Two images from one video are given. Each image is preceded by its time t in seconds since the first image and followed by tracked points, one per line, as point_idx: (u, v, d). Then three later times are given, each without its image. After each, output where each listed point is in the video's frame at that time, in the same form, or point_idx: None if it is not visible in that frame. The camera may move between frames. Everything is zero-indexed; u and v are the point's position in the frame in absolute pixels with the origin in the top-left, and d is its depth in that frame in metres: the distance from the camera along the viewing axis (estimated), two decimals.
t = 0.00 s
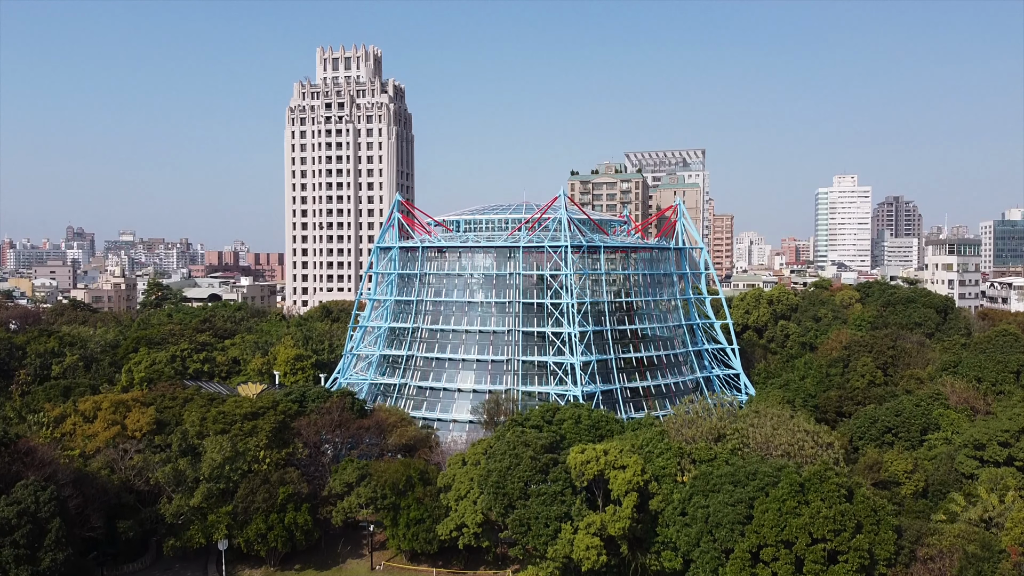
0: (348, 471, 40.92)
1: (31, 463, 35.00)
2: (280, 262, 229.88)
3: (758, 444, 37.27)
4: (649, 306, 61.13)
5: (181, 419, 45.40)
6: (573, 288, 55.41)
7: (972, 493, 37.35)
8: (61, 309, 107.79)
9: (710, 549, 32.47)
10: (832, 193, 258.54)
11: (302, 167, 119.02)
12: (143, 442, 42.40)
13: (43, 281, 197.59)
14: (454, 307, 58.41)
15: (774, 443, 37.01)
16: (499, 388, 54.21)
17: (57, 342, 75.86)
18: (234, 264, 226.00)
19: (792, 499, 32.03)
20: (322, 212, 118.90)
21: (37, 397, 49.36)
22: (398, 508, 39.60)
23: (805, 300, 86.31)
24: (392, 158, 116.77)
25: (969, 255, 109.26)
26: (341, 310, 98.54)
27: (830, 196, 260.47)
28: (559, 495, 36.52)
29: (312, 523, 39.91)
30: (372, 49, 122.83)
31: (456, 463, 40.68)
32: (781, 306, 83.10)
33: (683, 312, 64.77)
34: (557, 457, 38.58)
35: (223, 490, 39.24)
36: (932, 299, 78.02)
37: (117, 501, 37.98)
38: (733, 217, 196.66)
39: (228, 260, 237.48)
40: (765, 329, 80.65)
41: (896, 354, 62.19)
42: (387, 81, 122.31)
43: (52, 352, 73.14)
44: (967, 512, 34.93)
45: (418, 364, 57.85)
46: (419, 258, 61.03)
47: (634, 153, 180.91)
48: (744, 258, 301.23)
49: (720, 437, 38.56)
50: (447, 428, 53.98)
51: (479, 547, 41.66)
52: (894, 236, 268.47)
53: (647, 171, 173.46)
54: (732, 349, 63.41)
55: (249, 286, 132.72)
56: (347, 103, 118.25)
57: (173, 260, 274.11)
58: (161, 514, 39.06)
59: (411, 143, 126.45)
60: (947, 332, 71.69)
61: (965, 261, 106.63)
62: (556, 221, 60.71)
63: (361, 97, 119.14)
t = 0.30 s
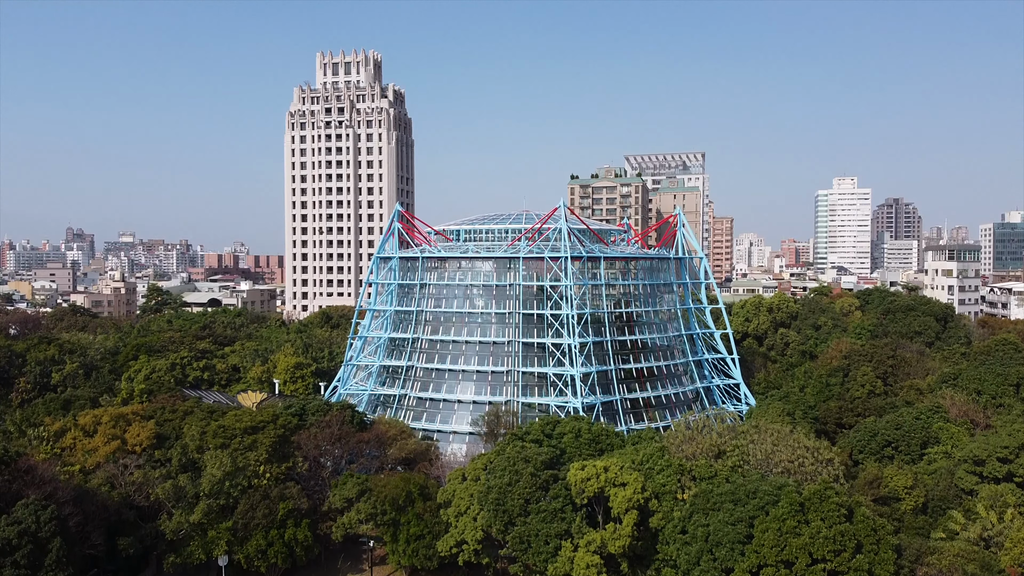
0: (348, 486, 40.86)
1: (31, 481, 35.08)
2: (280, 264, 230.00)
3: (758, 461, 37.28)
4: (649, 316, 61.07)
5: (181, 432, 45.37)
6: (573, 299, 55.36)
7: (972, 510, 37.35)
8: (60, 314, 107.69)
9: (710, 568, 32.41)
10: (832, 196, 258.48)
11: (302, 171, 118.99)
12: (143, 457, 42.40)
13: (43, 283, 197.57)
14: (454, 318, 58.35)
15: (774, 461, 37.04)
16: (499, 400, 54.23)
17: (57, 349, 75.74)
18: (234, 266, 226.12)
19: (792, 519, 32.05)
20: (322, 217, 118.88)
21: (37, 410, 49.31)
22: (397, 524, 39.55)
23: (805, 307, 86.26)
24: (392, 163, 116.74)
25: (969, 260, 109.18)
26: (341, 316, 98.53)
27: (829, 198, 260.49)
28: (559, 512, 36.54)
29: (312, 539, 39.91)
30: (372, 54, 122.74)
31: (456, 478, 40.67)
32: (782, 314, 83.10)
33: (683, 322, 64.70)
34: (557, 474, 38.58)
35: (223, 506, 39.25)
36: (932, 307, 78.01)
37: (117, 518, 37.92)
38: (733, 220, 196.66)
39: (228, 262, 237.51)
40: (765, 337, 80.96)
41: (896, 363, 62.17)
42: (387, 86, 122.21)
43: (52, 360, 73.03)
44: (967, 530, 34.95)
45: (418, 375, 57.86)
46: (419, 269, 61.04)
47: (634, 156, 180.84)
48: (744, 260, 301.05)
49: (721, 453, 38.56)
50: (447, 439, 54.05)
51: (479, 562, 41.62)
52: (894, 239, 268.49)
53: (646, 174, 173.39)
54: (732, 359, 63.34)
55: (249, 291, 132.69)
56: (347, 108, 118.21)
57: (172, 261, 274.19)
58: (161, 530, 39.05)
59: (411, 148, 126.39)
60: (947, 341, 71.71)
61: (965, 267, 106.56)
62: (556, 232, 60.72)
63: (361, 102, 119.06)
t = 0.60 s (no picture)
0: (348, 501, 40.83)
1: (31, 498, 35.15)
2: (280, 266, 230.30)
3: (757, 479, 37.26)
4: (649, 326, 61.06)
5: (180, 445, 45.42)
6: (571, 310, 55.33)
7: (971, 526, 37.36)
8: (60, 319, 107.76)
9: None
10: (832, 197, 258.56)
11: (301, 176, 119.02)
12: (142, 471, 42.43)
13: (42, 285, 197.51)
14: (453, 328, 58.32)
15: (772, 477, 37.11)
16: (497, 411, 54.36)
17: (56, 356, 75.76)
18: (234, 269, 226.15)
19: (791, 537, 32.15)
20: (321, 221, 118.91)
21: (37, 424, 49.40)
22: (396, 539, 39.53)
23: (805, 314, 86.29)
24: (391, 168, 116.74)
25: (968, 266, 109.29)
26: (340, 321, 98.65)
27: (829, 200, 260.61)
28: (559, 528, 36.47)
29: (311, 554, 39.84)
30: (370, 58, 122.57)
31: (455, 493, 40.69)
32: (781, 321, 83.22)
33: (683, 332, 64.67)
34: (556, 491, 38.70)
35: (222, 521, 39.31)
36: (931, 314, 78.13)
37: (116, 534, 37.95)
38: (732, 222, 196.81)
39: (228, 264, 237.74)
40: (764, 344, 81.30)
41: (895, 373, 62.31)
42: (386, 90, 122.04)
43: (51, 367, 73.07)
44: (965, 547, 34.98)
45: (417, 385, 57.88)
46: (418, 279, 61.06)
47: (633, 159, 180.90)
48: (743, 261, 301.17)
49: (719, 470, 38.64)
50: (446, 451, 54.17)
51: None
52: (893, 241, 268.66)
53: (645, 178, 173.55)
54: (731, 368, 63.32)
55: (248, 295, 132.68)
56: (346, 112, 118.16)
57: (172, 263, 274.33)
58: (161, 545, 39.11)
59: (411, 152, 126.23)
60: (946, 349, 71.77)
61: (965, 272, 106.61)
62: (555, 242, 60.64)
63: (360, 107, 118.97)
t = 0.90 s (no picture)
0: (347, 515, 40.71)
1: (31, 516, 35.20)
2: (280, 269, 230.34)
3: (755, 496, 37.43)
4: (649, 336, 60.99)
5: (179, 458, 45.43)
6: (571, 320, 55.33)
7: (969, 542, 37.31)
8: (59, 323, 107.75)
9: None
10: (832, 199, 258.53)
11: (300, 180, 118.98)
12: (141, 486, 42.41)
13: (41, 288, 197.10)
14: (453, 339, 58.26)
15: (770, 493, 37.25)
16: (497, 422, 54.39)
17: (56, 364, 75.71)
18: (234, 271, 226.09)
19: (790, 556, 32.23)
20: (320, 226, 118.89)
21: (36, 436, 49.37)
22: (395, 555, 39.40)
23: (804, 321, 86.30)
24: (391, 173, 116.65)
25: (967, 271, 109.41)
26: (340, 327, 98.66)
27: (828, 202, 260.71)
28: (558, 545, 36.48)
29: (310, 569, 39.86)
30: (370, 63, 122.31)
31: (454, 508, 40.76)
32: (780, 328, 83.31)
33: (682, 341, 64.64)
34: (556, 507, 38.83)
35: (221, 537, 39.25)
36: (931, 322, 78.23)
37: (116, 550, 37.97)
38: (731, 224, 196.95)
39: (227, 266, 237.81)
40: (763, 352, 81.64)
41: (894, 382, 62.42)
42: (385, 94, 121.83)
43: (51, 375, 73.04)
44: (963, 562, 34.99)
45: (416, 396, 57.87)
46: (417, 289, 61.03)
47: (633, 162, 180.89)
48: (743, 263, 301.14)
49: (718, 486, 38.72)
50: (445, 462, 54.21)
51: None
52: (893, 242, 268.78)
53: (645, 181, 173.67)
54: (731, 378, 63.28)
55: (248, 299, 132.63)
56: (345, 117, 118.02)
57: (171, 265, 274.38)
58: (160, 561, 39.12)
59: (410, 157, 126.04)
60: (946, 357, 71.77)
61: (964, 278, 106.70)
62: (554, 252, 60.67)
63: (359, 111, 118.80)
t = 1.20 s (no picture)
0: (347, 530, 40.38)
1: (31, 533, 35.30)
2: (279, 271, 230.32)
3: (754, 512, 37.42)
4: (648, 346, 60.99)
5: (179, 471, 45.49)
6: (570, 331, 55.29)
7: (968, 557, 37.28)
8: (59, 327, 107.73)
9: None
10: (831, 201, 258.64)
11: (299, 185, 119.02)
12: (140, 499, 42.48)
13: (41, 290, 196.93)
14: (452, 349, 58.26)
15: (769, 509, 37.36)
16: (496, 433, 54.43)
17: (55, 371, 75.70)
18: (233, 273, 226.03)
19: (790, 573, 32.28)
20: (319, 230, 118.90)
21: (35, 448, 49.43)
22: (395, 570, 38.82)
23: (804, 328, 86.36)
24: (390, 177, 116.62)
25: (966, 276, 109.64)
26: (339, 332, 98.69)
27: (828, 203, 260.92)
28: (557, 561, 36.30)
29: None
30: (369, 67, 122.29)
31: (454, 522, 40.78)
32: (780, 336, 83.36)
33: (682, 351, 64.64)
34: (555, 523, 38.94)
35: (220, 552, 39.14)
36: (930, 330, 78.33)
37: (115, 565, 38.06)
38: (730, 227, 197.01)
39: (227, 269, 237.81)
40: (763, 359, 81.96)
41: (893, 392, 62.49)
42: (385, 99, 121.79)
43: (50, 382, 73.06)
44: None
45: (416, 405, 57.89)
46: (416, 299, 61.02)
47: (633, 165, 180.88)
48: (743, 264, 301.29)
49: (717, 501, 38.78)
50: (445, 473, 54.29)
51: None
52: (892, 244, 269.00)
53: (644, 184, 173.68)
54: (730, 387, 63.27)
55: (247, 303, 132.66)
56: (345, 121, 118.00)
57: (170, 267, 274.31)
58: None
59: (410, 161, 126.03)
60: (945, 366, 71.80)
61: (963, 283, 106.83)
62: (553, 262, 60.68)
63: (358, 115, 118.73)
